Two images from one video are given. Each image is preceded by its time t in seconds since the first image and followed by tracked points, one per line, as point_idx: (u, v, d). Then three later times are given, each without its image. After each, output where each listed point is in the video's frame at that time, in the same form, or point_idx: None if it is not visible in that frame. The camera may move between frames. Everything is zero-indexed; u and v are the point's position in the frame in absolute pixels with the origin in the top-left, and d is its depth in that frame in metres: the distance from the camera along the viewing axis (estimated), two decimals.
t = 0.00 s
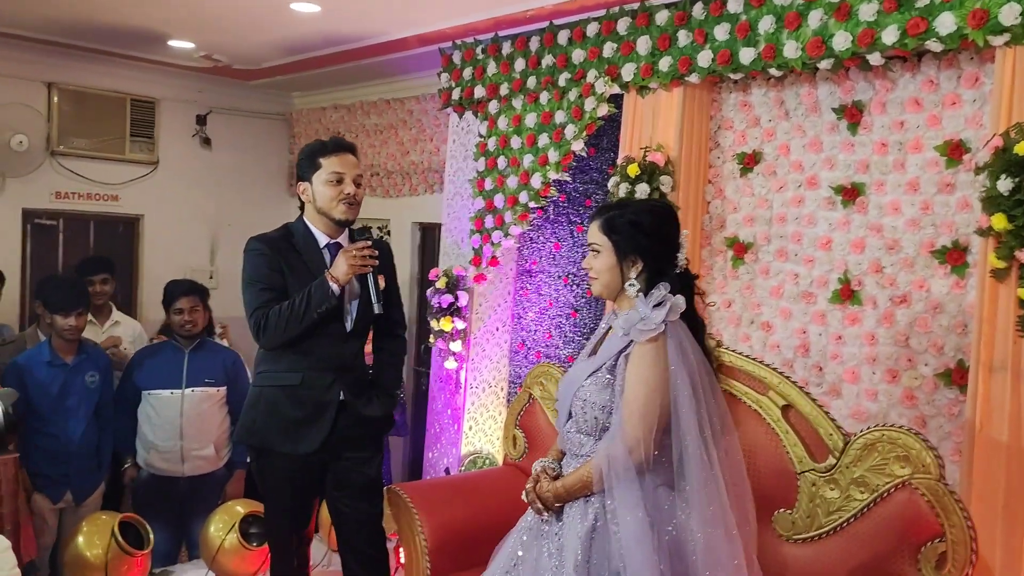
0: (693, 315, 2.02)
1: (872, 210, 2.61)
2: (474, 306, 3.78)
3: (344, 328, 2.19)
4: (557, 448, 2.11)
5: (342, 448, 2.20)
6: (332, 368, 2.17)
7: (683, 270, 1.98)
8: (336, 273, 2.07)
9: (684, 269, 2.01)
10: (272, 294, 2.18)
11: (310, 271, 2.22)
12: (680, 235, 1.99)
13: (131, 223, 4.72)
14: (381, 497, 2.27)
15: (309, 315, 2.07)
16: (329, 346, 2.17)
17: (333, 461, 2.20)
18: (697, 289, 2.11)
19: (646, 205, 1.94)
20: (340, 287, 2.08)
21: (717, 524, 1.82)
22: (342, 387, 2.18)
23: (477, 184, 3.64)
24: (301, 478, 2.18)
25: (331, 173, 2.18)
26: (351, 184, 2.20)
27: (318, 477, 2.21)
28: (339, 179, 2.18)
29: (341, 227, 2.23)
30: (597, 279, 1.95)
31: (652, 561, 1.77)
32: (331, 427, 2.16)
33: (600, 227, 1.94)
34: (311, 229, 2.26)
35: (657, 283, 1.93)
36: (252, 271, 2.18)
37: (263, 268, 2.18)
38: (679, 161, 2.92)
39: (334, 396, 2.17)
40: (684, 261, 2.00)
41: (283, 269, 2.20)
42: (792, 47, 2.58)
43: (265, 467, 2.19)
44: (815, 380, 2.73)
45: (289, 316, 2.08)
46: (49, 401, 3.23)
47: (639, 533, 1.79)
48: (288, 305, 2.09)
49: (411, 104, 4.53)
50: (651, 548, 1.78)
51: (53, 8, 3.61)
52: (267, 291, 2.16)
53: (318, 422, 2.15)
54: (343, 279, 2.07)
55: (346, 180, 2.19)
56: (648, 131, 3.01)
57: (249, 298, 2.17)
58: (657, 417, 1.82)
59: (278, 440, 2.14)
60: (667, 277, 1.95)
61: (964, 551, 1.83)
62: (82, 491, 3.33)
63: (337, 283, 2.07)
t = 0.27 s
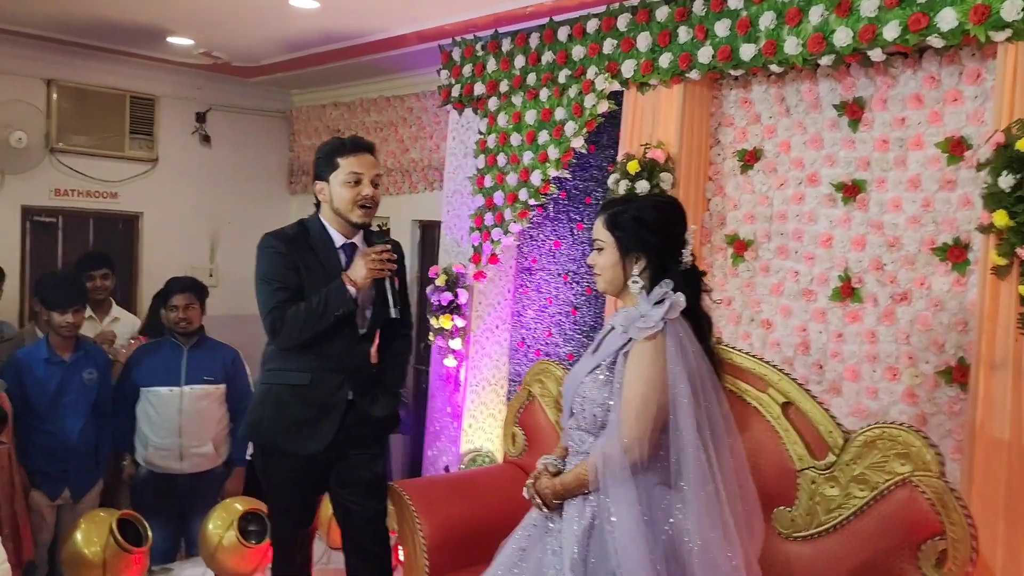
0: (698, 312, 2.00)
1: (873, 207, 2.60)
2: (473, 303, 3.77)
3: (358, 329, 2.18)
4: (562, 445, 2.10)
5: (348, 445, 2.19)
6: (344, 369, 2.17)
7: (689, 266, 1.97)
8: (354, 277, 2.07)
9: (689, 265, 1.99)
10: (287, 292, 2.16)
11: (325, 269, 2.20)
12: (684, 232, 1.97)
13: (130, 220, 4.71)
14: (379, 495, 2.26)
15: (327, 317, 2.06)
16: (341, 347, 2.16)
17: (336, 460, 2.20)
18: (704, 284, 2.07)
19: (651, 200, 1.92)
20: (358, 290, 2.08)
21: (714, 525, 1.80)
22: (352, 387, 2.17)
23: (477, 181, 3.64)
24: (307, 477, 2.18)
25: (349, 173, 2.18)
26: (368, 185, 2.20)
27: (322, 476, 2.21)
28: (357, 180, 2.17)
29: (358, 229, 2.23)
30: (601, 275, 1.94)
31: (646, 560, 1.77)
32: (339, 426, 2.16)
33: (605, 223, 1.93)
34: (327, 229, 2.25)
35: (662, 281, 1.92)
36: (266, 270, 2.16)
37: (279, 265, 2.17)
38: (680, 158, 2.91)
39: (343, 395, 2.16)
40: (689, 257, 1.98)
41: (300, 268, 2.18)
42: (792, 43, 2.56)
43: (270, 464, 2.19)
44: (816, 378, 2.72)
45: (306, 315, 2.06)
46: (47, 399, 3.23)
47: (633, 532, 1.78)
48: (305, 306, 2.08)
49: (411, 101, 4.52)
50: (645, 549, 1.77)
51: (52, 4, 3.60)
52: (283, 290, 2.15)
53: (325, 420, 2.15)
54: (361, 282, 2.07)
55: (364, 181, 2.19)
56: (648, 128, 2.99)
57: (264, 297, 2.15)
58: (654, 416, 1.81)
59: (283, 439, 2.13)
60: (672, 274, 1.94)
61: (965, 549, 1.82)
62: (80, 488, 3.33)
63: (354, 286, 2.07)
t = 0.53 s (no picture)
0: (707, 313, 1.97)
1: (875, 206, 2.59)
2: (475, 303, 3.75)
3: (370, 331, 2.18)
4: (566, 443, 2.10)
5: (357, 443, 2.20)
6: (354, 371, 2.16)
7: (701, 266, 1.96)
8: (371, 281, 2.04)
9: (700, 266, 1.97)
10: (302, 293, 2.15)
11: (343, 270, 2.20)
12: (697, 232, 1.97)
13: (129, 219, 4.69)
14: (379, 494, 2.26)
15: (341, 319, 2.04)
16: (354, 348, 2.15)
17: (345, 459, 2.20)
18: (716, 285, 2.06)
19: (664, 199, 1.92)
20: (374, 295, 2.05)
21: (715, 530, 1.78)
22: (361, 389, 2.17)
23: (477, 180, 3.62)
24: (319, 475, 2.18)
25: (370, 174, 2.16)
26: (390, 189, 2.18)
27: (327, 475, 2.20)
28: (378, 182, 2.16)
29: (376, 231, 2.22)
30: (612, 274, 1.93)
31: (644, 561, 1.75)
32: (349, 425, 2.16)
33: (617, 220, 1.93)
34: (347, 229, 2.24)
35: (674, 281, 1.91)
36: (283, 269, 2.15)
37: (296, 265, 2.16)
38: (681, 156, 2.90)
39: (353, 397, 2.16)
40: (701, 258, 1.97)
41: (317, 268, 2.18)
42: (794, 41, 2.55)
43: (275, 463, 2.18)
44: (817, 377, 2.71)
45: (320, 318, 2.04)
46: (44, 398, 3.23)
47: (633, 533, 1.77)
48: (320, 307, 2.06)
49: (411, 100, 4.51)
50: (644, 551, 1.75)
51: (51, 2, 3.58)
52: (299, 290, 2.14)
53: (337, 420, 2.15)
54: (378, 288, 2.03)
55: (385, 182, 2.17)
56: (649, 126, 2.98)
57: (278, 296, 2.14)
58: (658, 416, 1.79)
59: (290, 439, 2.13)
60: (683, 275, 1.93)
61: (967, 549, 1.81)
62: (79, 487, 3.31)
63: (371, 292, 2.04)
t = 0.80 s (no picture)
0: (718, 310, 1.98)
1: (878, 202, 2.57)
2: (477, 301, 3.74)
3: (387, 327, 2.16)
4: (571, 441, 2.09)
5: (376, 441, 2.18)
6: (370, 367, 2.14)
7: (711, 261, 1.94)
8: (385, 275, 2.02)
9: (712, 259, 1.98)
10: (316, 286, 2.15)
11: (358, 265, 2.19)
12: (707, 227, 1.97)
13: (129, 216, 4.68)
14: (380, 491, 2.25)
15: (353, 313, 2.04)
16: (370, 344, 2.14)
17: (362, 457, 2.19)
18: (725, 281, 2.06)
19: (673, 193, 1.91)
20: (387, 289, 2.04)
21: (726, 528, 1.76)
22: (377, 385, 2.15)
23: (478, 177, 3.61)
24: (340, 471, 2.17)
25: (387, 168, 2.14)
26: (406, 184, 2.15)
27: (343, 471, 2.18)
28: (393, 176, 2.14)
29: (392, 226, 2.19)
30: (621, 269, 1.92)
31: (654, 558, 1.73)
32: (365, 422, 2.14)
33: (627, 214, 1.91)
34: (364, 223, 2.22)
35: (685, 275, 1.90)
36: (299, 262, 2.16)
37: (312, 258, 2.16)
38: (683, 152, 2.88)
39: (369, 394, 2.14)
40: (711, 254, 1.96)
41: (332, 262, 2.17)
42: (797, 36, 2.53)
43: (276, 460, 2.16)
44: (819, 374, 2.70)
45: (332, 311, 2.04)
46: (44, 394, 3.21)
47: (643, 530, 1.75)
48: (333, 300, 2.06)
49: (412, 96, 4.50)
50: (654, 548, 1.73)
51: None
52: (312, 283, 2.14)
53: (352, 416, 2.13)
54: (391, 282, 2.02)
55: (401, 177, 2.15)
56: (651, 122, 2.96)
57: (293, 288, 2.14)
58: (670, 412, 1.78)
59: (304, 436, 2.12)
60: (694, 269, 1.92)
61: (972, 547, 1.79)
62: (78, 484, 3.31)
63: (384, 285, 2.03)
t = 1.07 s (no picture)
0: (710, 310, 1.96)
1: (878, 206, 2.57)
2: (474, 306, 3.72)
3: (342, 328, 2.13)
4: (569, 442, 2.07)
5: (343, 447, 2.17)
6: (328, 368, 2.11)
7: (702, 265, 1.93)
8: (330, 272, 2.02)
9: (702, 265, 1.96)
10: (268, 293, 2.13)
11: (306, 268, 2.17)
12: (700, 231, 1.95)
13: (125, 228, 4.65)
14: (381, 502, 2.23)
15: (303, 314, 2.02)
16: (326, 346, 2.11)
17: (334, 461, 2.17)
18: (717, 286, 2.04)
19: (669, 199, 1.90)
20: (335, 286, 2.03)
21: (731, 517, 1.77)
22: (341, 388, 2.13)
23: (475, 184, 3.59)
24: (312, 474, 2.16)
25: (334, 169, 2.14)
26: (353, 183, 2.16)
27: (315, 479, 2.17)
28: (341, 176, 2.14)
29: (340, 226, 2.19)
30: (615, 270, 1.92)
31: (659, 551, 1.73)
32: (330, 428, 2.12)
33: (622, 218, 1.91)
34: (309, 228, 2.21)
35: (678, 277, 1.89)
36: (247, 270, 2.13)
37: (259, 266, 2.13)
38: (681, 158, 2.88)
39: (331, 396, 2.12)
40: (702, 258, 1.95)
41: (281, 269, 2.15)
42: (795, 40, 2.53)
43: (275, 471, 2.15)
44: (821, 379, 2.68)
45: (283, 315, 2.02)
46: (40, 408, 3.29)
47: (648, 524, 1.75)
48: (282, 304, 2.04)
49: (407, 104, 4.48)
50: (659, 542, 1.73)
51: (45, 9, 3.56)
52: (264, 290, 2.11)
53: (317, 421, 2.11)
54: (337, 278, 2.01)
55: (348, 177, 2.16)
56: (649, 127, 2.96)
57: (245, 296, 2.12)
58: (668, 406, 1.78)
59: (274, 443, 2.09)
60: (687, 271, 1.91)
61: (980, 552, 1.77)
62: (75, 495, 3.41)
63: (331, 282, 2.02)
